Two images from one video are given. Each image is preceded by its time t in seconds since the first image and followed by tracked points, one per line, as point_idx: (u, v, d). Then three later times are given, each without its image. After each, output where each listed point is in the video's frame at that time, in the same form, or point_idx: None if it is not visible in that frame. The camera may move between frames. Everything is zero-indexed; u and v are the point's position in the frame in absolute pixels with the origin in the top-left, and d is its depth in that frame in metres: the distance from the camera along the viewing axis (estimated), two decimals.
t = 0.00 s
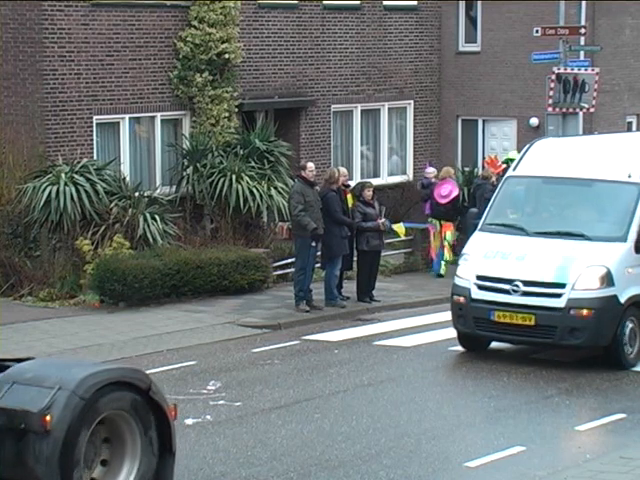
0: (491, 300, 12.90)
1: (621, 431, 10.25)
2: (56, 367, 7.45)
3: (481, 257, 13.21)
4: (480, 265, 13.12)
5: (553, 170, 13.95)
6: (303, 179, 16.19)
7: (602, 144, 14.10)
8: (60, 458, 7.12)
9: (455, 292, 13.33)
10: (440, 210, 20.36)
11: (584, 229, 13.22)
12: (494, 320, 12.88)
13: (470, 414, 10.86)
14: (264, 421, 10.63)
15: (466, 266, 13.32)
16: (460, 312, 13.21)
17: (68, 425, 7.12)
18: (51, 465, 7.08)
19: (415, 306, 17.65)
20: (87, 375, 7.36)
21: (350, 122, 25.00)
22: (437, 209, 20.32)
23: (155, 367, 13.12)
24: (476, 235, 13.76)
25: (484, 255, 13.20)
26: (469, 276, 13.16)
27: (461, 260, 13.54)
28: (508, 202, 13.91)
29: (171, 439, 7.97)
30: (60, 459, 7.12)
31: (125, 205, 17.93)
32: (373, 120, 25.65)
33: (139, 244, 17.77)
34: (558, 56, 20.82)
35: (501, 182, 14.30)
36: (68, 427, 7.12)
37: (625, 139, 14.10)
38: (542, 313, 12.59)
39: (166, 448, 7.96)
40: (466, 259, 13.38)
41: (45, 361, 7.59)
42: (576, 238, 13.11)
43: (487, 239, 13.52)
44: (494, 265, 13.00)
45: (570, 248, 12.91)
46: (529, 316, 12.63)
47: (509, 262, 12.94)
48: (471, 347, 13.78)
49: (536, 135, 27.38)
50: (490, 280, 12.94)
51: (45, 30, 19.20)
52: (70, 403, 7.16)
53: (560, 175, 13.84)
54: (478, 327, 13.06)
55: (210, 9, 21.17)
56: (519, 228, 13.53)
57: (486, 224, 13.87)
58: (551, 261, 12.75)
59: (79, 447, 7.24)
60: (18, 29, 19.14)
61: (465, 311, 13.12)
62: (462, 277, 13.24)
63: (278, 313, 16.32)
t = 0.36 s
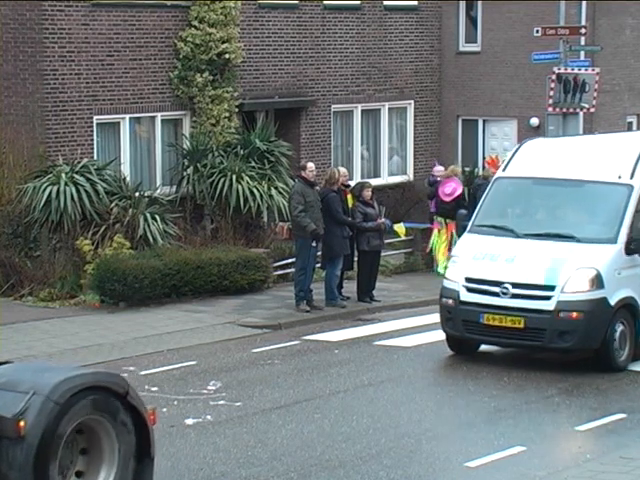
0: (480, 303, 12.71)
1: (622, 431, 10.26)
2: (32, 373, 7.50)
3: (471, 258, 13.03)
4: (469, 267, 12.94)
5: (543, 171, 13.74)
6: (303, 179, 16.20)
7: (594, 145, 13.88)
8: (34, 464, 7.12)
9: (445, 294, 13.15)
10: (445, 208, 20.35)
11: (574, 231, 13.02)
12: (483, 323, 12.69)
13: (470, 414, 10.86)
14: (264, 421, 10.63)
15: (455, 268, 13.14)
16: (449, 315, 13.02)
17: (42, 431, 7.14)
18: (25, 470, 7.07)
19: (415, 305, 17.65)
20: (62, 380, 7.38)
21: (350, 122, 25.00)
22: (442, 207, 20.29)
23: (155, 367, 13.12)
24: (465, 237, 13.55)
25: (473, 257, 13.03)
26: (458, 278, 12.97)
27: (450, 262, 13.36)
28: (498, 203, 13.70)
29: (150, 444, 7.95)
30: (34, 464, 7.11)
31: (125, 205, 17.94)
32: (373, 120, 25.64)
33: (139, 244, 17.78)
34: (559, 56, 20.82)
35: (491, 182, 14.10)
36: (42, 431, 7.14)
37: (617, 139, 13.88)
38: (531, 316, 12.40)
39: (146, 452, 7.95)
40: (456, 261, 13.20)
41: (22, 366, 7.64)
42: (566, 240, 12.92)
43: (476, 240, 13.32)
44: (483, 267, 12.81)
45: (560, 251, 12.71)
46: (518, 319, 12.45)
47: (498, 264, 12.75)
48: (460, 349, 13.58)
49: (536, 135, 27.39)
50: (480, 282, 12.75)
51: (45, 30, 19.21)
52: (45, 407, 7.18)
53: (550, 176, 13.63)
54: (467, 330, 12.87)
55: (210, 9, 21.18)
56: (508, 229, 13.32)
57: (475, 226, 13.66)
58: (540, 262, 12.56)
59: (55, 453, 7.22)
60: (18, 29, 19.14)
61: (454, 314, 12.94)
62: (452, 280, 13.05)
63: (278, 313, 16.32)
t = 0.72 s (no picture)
0: (468, 305, 12.47)
1: (622, 431, 10.25)
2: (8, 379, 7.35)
3: (458, 260, 12.80)
4: (456, 269, 12.71)
5: (532, 172, 13.54)
6: (304, 179, 16.20)
7: (573, 149, 13.70)
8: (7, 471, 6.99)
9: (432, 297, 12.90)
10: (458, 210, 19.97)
11: (563, 233, 12.84)
12: (471, 326, 12.45)
13: (470, 414, 10.86)
14: (264, 421, 10.64)
15: (442, 270, 12.90)
16: (437, 318, 12.78)
17: (15, 438, 7.01)
18: None
19: (415, 305, 17.64)
20: (36, 386, 7.25)
21: (350, 122, 24.99)
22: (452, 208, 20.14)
23: (156, 367, 13.12)
24: (453, 238, 13.34)
25: (461, 259, 12.80)
26: (446, 281, 12.72)
27: (437, 264, 13.12)
28: (486, 204, 13.49)
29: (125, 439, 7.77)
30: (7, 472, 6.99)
31: (126, 205, 17.95)
32: (373, 120, 25.63)
33: (140, 244, 17.77)
34: (559, 56, 20.81)
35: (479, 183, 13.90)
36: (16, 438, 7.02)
37: (597, 143, 13.69)
38: (519, 318, 12.17)
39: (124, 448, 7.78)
40: (443, 263, 12.97)
41: None
42: (555, 242, 12.73)
43: (464, 242, 13.10)
44: (471, 269, 12.58)
45: (548, 252, 12.52)
46: (506, 322, 12.21)
47: (486, 266, 12.53)
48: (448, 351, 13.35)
49: (536, 135, 27.39)
50: (467, 285, 12.51)
51: (46, 30, 19.24)
52: (18, 413, 7.06)
53: (539, 177, 13.44)
54: (455, 334, 12.63)
55: (210, 9, 21.18)
56: (497, 231, 13.12)
57: (463, 227, 13.44)
58: (529, 264, 12.35)
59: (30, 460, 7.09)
60: (18, 29, 19.13)
61: (442, 317, 12.69)
62: (439, 282, 12.80)
63: (278, 313, 16.32)
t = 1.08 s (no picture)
0: (454, 308, 12.36)
1: (622, 431, 10.25)
2: None
3: (445, 262, 12.65)
4: (443, 271, 12.56)
5: (520, 172, 13.36)
6: (305, 179, 16.21)
7: (563, 148, 13.49)
8: None
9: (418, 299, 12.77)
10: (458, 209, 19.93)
11: (551, 235, 12.67)
12: (458, 329, 12.33)
13: (470, 414, 10.85)
14: (264, 421, 10.63)
15: (429, 272, 12.75)
16: (423, 320, 12.64)
17: None
18: None
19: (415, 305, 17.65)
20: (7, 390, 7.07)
21: (350, 122, 24.98)
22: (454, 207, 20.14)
23: (155, 367, 13.12)
24: (441, 239, 13.19)
25: (448, 261, 12.65)
26: (432, 283, 12.59)
27: (424, 266, 12.97)
28: (474, 205, 13.33)
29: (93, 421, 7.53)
30: None
31: (125, 205, 17.94)
32: (373, 120, 25.63)
33: (139, 244, 17.77)
34: (559, 56, 20.82)
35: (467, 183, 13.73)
36: None
37: (587, 142, 13.49)
38: (507, 321, 12.06)
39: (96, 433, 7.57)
40: (430, 264, 12.82)
41: None
42: (543, 244, 12.57)
43: (451, 244, 12.95)
44: (458, 272, 12.45)
45: (536, 254, 12.38)
46: (494, 325, 12.10)
47: (474, 268, 12.40)
48: (435, 355, 13.19)
49: (536, 135, 27.42)
50: (455, 287, 12.39)
51: (46, 30, 19.24)
52: None
53: (527, 177, 13.26)
54: (441, 336, 12.51)
55: (210, 9, 21.18)
56: (484, 233, 12.97)
57: (451, 228, 13.29)
58: (516, 267, 12.22)
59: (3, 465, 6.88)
60: (18, 29, 19.14)
61: (428, 320, 12.56)
62: (426, 285, 12.66)
63: (278, 312, 16.32)
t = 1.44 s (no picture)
0: (441, 311, 12.19)
1: (622, 431, 10.25)
2: None
3: (432, 264, 12.47)
4: (430, 273, 12.39)
5: (508, 173, 13.19)
6: (305, 179, 16.20)
7: (550, 149, 13.34)
8: None
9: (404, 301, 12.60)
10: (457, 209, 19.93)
11: (539, 236, 12.50)
12: (444, 332, 12.17)
13: (469, 414, 10.85)
14: (264, 421, 10.63)
15: (416, 274, 12.57)
16: (410, 323, 12.48)
17: None
18: None
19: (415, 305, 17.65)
20: None
21: (350, 122, 24.99)
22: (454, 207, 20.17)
23: (155, 367, 13.12)
24: (427, 241, 13.00)
25: (435, 263, 12.48)
26: (419, 285, 12.42)
27: (410, 268, 12.78)
28: (461, 206, 13.15)
29: (65, 422, 7.48)
30: None
31: (125, 205, 17.94)
32: (373, 120, 25.63)
33: (139, 244, 17.77)
34: (559, 56, 20.81)
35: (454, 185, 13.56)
36: None
37: (576, 143, 13.34)
38: (494, 324, 11.90)
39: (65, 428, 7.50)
40: (416, 267, 12.63)
41: None
42: (531, 245, 12.40)
43: (438, 245, 12.78)
44: (445, 274, 12.27)
45: (523, 256, 12.20)
46: (481, 328, 11.94)
47: (461, 270, 12.22)
48: (422, 358, 13.02)
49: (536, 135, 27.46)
50: (441, 289, 12.22)
51: (45, 30, 19.23)
52: None
53: (515, 178, 13.09)
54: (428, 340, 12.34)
55: (210, 9, 21.19)
56: (471, 234, 12.79)
57: (437, 230, 13.11)
58: (504, 269, 12.05)
59: None
60: (18, 29, 19.17)
61: (414, 323, 12.40)
62: (412, 287, 12.49)
63: (278, 312, 16.33)
